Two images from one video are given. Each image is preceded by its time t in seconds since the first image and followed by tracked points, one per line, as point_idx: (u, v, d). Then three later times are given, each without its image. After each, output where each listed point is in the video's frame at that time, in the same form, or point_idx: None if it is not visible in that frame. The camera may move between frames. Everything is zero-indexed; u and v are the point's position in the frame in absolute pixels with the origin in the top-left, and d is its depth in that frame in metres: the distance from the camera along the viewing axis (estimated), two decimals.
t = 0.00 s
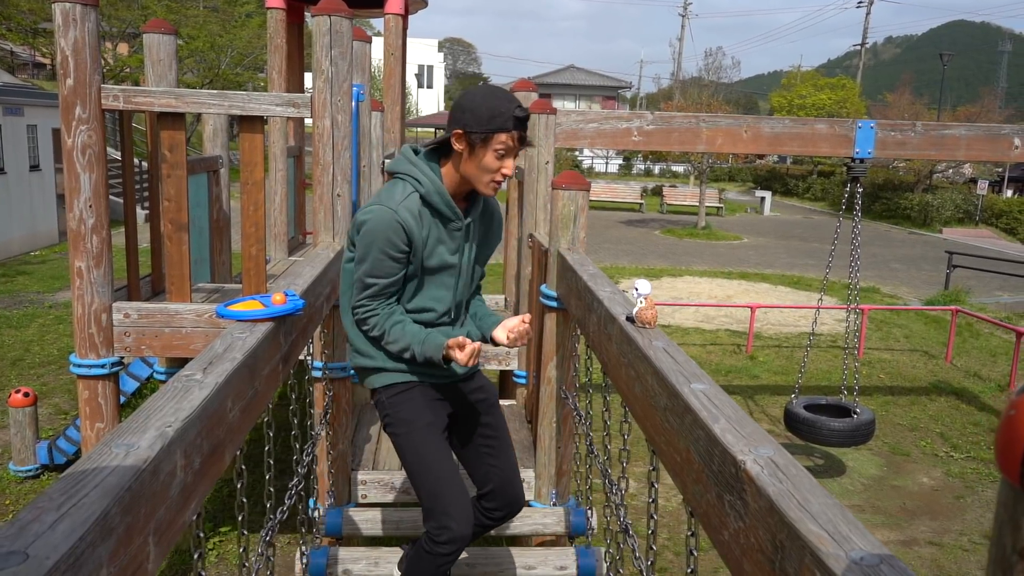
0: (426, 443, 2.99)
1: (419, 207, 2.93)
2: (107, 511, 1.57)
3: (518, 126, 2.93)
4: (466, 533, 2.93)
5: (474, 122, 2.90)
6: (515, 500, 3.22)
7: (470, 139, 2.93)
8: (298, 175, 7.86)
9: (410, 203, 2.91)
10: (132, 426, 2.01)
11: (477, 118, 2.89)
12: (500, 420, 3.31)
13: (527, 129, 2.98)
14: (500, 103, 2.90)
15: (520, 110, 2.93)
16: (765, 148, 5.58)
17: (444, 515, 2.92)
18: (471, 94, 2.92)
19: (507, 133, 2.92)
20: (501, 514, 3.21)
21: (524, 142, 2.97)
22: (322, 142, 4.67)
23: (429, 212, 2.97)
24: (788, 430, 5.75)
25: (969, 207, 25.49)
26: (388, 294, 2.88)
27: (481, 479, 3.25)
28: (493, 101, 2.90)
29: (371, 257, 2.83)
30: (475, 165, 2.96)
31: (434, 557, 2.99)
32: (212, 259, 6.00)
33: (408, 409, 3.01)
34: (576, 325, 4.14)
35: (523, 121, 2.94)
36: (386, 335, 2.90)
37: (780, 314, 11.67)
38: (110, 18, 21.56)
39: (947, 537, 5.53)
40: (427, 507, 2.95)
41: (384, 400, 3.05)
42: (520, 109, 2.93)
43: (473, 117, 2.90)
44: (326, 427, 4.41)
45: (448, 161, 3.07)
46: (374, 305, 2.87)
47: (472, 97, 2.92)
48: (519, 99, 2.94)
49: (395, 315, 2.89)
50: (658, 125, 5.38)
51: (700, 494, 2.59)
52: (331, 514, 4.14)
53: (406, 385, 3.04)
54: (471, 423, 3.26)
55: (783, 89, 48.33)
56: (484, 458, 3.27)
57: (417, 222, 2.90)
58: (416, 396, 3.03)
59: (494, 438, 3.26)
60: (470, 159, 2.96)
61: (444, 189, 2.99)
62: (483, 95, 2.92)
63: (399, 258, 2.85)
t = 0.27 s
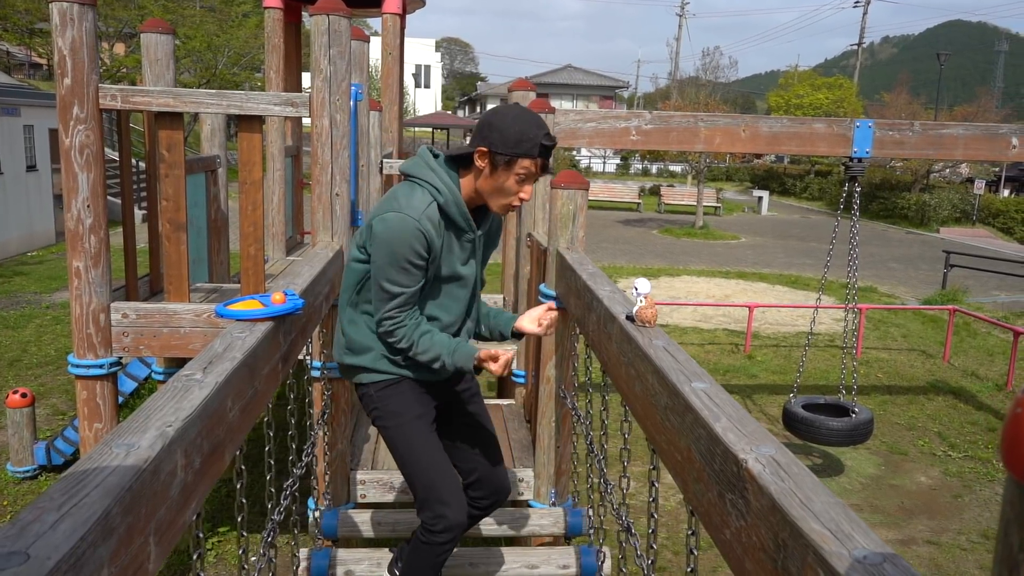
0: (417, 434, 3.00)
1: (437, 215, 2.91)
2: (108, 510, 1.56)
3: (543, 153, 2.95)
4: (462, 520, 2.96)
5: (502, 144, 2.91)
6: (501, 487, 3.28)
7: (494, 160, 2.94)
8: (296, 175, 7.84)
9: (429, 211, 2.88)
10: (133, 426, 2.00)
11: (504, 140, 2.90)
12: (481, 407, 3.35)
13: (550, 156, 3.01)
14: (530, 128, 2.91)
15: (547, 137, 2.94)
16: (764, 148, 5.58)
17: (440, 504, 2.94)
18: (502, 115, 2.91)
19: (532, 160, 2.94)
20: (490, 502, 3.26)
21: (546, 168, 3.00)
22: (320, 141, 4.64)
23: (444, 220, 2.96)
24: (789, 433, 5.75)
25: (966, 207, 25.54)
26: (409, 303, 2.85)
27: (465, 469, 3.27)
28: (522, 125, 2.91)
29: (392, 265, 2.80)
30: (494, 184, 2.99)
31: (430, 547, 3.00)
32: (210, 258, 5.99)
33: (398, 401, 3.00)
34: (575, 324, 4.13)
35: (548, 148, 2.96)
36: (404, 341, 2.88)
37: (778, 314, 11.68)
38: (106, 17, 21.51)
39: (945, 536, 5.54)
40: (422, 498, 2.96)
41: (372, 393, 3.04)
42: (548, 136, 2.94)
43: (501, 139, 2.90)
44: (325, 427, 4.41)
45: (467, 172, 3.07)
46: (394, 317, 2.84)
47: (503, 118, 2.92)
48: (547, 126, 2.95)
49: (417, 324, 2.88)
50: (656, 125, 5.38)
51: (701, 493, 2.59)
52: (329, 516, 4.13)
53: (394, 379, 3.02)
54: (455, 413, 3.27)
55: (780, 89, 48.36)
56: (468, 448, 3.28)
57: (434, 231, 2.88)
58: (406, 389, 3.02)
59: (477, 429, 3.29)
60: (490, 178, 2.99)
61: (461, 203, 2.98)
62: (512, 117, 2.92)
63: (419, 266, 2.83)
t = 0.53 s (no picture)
0: (413, 441, 3.00)
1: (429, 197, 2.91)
2: (104, 508, 1.56)
3: (517, 129, 2.96)
4: (454, 529, 2.97)
5: (474, 124, 2.94)
6: (493, 496, 3.27)
7: (469, 141, 2.97)
8: (294, 171, 7.84)
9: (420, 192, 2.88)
10: (130, 422, 2.00)
11: (476, 120, 2.93)
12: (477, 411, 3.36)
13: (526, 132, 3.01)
14: (500, 106, 2.93)
15: (519, 112, 2.95)
16: (762, 144, 5.57)
17: (433, 511, 2.95)
18: (471, 95, 2.94)
19: (506, 137, 2.95)
20: (480, 510, 3.25)
21: (522, 144, 3.00)
22: (317, 137, 4.64)
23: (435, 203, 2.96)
24: (787, 431, 5.73)
25: (963, 203, 25.56)
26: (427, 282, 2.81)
27: (456, 476, 3.28)
28: (492, 104, 2.93)
29: (405, 246, 2.75)
30: (474, 166, 3.01)
31: (421, 554, 3.00)
32: (207, 254, 5.97)
33: (396, 408, 2.99)
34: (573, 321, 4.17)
35: (522, 123, 2.97)
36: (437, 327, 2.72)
37: (776, 310, 11.68)
38: (104, 13, 21.48)
39: (942, 533, 5.54)
40: (415, 505, 2.96)
41: (368, 398, 3.02)
42: (519, 111, 2.96)
43: (472, 119, 2.93)
44: (320, 424, 4.40)
45: (449, 158, 3.10)
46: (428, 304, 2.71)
47: (473, 98, 2.94)
48: (518, 103, 2.96)
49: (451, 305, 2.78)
50: (654, 121, 5.36)
51: (699, 490, 2.59)
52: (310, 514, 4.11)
53: (390, 385, 3.01)
54: (450, 422, 3.27)
55: (778, 84, 48.35)
56: (461, 455, 3.29)
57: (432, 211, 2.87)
58: (403, 395, 3.02)
59: (472, 438, 3.29)
60: (469, 160, 3.01)
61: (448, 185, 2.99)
62: (483, 97, 2.95)
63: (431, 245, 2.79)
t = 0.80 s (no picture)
0: (411, 444, 3.00)
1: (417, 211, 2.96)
2: (99, 512, 1.55)
3: (518, 139, 2.96)
4: (455, 533, 2.95)
5: (475, 134, 2.93)
6: (503, 499, 3.25)
7: (469, 151, 2.96)
8: (294, 169, 7.83)
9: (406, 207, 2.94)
10: (126, 424, 1.98)
11: (477, 130, 2.92)
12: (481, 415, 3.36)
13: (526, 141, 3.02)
14: (501, 115, 2.93)
15: (520, 122, 2.95)
16: (763, 141, 5.54)
17: (432, 516, 2.94)
18: (472, 104, 2.94)
19: (507, 147, 2.95)
20: (490, 514, 3.24)
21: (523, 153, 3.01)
22: (316, 137, 4.64)
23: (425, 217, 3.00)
24: (789, 429, 5.71)
25: (964, 201, 25.55)
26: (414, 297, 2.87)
27: (463, 480, 3.28)
28: (494, 113, 2.93)
29: (390, 263, 2.84)
30: (474, 174, 3.00)
31: (423, 558, 2.99)
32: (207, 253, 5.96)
33: (391, 413, 3.01)
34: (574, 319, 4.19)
35: (523, 133, 2.97)
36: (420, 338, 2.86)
37: (777, 308, 11.66)
38: (103, 11, 21.47)
39: (943, 531, 5.54)
40: (415, 510, 2.95)
41: (366, 405, 3.04)
42: (520, 121, 2.96)
43: (474, 129, 2.93)
44: (319, 423, 4.41)
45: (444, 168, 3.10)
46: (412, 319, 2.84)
47: (474, 107, 2.93)
48: (519, 112, 2.96)
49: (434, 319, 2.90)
50: (655, 119, 5.35)
51: (701, 492, 2.59)
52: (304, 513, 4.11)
53: (386, 391, 3.04)
54: (452, 427, 3.28)
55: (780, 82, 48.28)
56: (469, 460, 3.30)
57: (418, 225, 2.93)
58: (398, 401, 3.04)
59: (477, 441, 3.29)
60: (470, 170, 2.99)
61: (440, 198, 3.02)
62: (484, 105, 2.94)
63: (415, 260, 2.88)
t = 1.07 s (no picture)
0: (420, 445, 3.03)
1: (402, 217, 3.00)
2: (91, 519, 1.54)
3: (503, 143, 3.03)
4: (472, 528, 3.00)
5: (461, 137, 2.99)
6: (506, 496, 3.27)
7: (455, 154, 3.02)
8: (289, 165, 7.80)
9: (391, 214, 2.98)
10: (119, 428, 1.97)
11: (463, 133, 2.98)
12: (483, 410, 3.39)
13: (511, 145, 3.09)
14: (487, 119, 2.99)
15: (505, 126, 3.02)
16: (759, 131, 5.52)
17: (449, 513, 2.98)
18: (457, 108, 3.00)
19: (493, 151, 3.01)
20: (496, 511, 3.26)
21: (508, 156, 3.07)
22: (310, 131, 4.63)
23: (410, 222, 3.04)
24: (788, 419, 5.70)
25: (960, 188, 25.60)
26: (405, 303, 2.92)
27: (470, 477, 3.29)
28: (480, 118, 2.99)
29: (379, 273, 2.89)
30: (459, 178, 3.06)
31: (438, 556, 3.02)
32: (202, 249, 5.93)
33: (396, 416, 3.04)
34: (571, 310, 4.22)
35: (508, 137, 3.04)
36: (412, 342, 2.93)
37: (775, 298, 11.66)
38: (94, 7, 21.36)
39: (943, 518, 5.56)
40: (430, 509, 2.98)
41: (369, 409, 3.06)
42: (506, 125, 3.02)
43: (459, 133, 2.98)
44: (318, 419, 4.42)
45: (430, 171, 3.15)
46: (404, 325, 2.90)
47: (459, 110, 3.00)
48: (504, 116, 3.03)
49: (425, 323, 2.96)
50: (650, 110, 5.33)
51: (704, 487, 2.58)
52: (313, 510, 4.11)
53: (388, 393, 3.07)
54: (455, 424, 3.30)
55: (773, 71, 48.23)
56: (471, 457, 3.30)
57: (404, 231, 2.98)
58: (401, 404, 3.07)
59: (480, 437, 3.31)
60: (455, 173, 3.05)
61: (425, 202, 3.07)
62: (470, 109, 3.00)
63: (403, 267, 2.93)
